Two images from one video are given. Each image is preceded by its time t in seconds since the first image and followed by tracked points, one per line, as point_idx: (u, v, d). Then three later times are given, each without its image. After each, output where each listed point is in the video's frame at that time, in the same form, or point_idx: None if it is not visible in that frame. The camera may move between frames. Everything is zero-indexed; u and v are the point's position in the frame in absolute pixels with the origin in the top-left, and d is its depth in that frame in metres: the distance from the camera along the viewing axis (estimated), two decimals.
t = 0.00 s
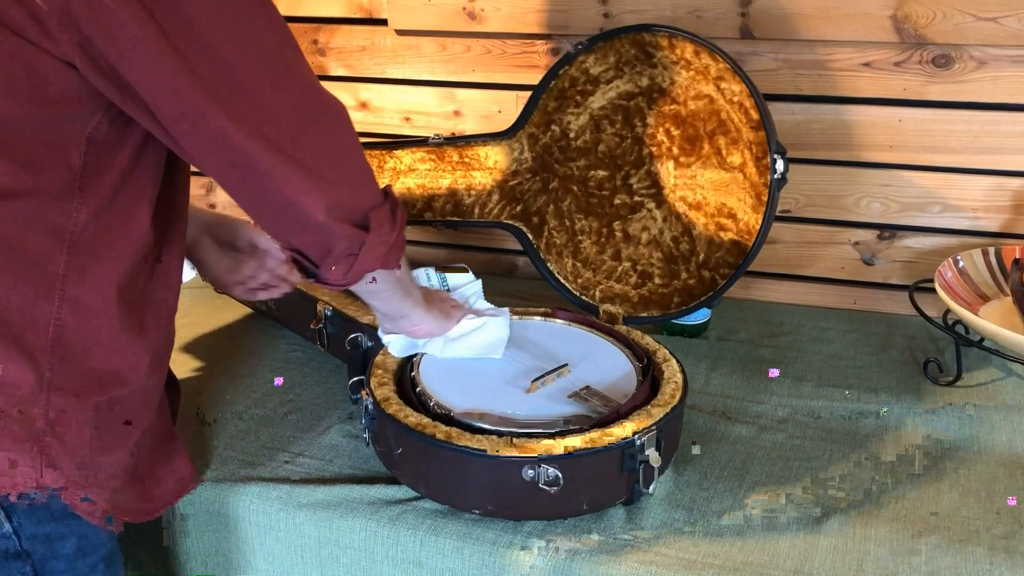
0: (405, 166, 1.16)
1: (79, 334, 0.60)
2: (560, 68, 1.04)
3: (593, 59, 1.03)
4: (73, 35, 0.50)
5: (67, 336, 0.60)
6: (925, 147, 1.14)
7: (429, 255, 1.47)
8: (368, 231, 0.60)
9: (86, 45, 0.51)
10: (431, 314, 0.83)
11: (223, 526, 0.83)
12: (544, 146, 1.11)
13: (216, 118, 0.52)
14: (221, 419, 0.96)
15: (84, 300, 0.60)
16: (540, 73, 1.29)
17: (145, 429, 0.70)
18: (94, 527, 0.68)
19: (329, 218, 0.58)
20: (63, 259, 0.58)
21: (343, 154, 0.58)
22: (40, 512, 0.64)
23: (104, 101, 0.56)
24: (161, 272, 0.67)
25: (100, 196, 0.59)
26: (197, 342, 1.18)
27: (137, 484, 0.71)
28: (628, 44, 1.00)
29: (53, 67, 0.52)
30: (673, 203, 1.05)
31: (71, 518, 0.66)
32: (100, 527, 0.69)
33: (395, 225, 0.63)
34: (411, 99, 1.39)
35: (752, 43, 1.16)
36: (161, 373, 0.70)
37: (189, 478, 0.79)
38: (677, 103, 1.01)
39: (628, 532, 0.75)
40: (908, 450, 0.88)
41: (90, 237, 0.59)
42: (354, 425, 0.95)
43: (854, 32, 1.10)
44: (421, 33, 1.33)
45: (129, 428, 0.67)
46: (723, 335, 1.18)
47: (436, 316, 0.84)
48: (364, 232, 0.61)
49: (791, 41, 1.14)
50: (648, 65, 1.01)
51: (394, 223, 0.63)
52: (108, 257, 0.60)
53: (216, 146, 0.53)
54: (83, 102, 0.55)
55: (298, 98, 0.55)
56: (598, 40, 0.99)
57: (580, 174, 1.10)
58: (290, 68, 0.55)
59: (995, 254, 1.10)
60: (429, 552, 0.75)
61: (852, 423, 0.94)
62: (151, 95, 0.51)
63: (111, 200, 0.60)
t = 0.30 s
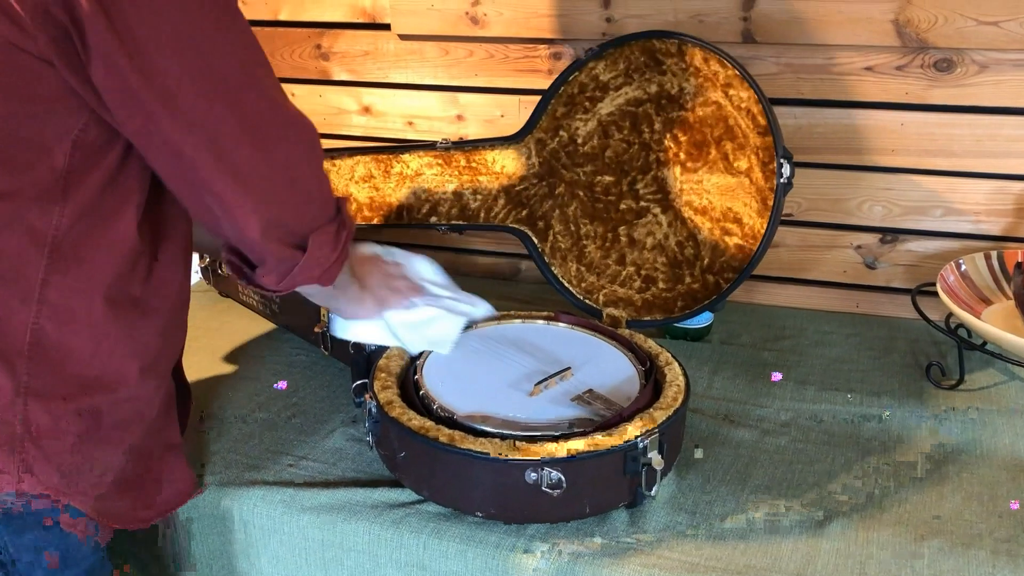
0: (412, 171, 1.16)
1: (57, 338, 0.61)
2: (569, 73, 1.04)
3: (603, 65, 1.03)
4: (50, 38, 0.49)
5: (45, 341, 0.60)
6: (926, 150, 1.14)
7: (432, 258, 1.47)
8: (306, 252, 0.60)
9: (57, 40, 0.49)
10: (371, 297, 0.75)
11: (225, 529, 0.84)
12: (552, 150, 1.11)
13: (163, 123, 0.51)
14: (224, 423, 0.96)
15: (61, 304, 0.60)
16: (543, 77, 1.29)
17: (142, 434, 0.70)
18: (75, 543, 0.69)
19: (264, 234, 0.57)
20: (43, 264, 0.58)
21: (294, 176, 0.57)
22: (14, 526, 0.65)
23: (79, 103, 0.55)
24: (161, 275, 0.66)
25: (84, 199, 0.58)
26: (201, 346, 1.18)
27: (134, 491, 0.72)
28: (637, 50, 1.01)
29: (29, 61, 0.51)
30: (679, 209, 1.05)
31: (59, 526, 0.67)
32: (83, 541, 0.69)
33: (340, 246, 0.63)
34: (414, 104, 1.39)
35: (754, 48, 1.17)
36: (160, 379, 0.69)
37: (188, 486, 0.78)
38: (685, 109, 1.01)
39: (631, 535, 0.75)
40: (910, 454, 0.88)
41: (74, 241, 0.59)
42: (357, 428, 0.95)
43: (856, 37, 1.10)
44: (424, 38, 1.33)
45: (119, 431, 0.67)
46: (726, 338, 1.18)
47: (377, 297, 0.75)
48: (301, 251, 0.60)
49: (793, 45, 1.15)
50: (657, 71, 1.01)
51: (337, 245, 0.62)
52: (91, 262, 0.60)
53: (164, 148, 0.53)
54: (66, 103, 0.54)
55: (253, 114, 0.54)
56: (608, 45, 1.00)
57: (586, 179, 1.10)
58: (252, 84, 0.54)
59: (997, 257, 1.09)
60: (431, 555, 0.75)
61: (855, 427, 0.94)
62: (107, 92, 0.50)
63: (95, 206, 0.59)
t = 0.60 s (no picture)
0: (415, 176, 1.17)
1: (75, 347, 0.61)
2: (570, 78, 1.06)
3: (603, 70, 1.04)
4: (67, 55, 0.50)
5: (62, 349, 0.60)
6: (931, 156, 1.14)
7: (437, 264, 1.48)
8: (352, 243, 0.61)
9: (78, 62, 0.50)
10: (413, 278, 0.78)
11: (233, 536, 0.84)
12: (554, 155, 1.11)
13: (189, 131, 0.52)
14: (232, 430, 0.97)
15: (80, 314, 0.60)
16: (548, 83, 1.30)
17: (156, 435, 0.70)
18: (99, 532, 0.69)
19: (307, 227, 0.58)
20: (60, 276, 0.58)
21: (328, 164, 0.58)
22: (46, 517, 0.65)
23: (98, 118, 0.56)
24: (176, 279, 0.66)
25: (101, 209, 0.58)
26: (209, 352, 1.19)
27: (148, 494, 0.73)
28: (637, 55, 1.02)
29: (44, 83, 0.52)
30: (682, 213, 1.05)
31: (78, 526, 0.67)
32: (105, 532, 0.70)
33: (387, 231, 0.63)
34: (419, 110, 1.40)
35: (758, 53, 1.17)
36: (171, 379, 0.70)
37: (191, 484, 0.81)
38: (686, 113, 1.01)
39: (635, 543, 0.75)
40: (915, 461, 0.88)
41: (91, 251, 0.59)
42: (364, 435, 0.96)
43: (860, 42, 1.11)
44: (429, 44, 1.34)
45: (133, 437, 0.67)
46: (730, 344, 1.18)
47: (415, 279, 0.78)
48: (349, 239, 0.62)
49: (797, 51, 1.15)
50: (657, 76, 1.02)
51: (385, 231, 0.63)
52: (108, 270, 0.60)
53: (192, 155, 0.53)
54: (81, 121, 0.55)
55: (266, 116, 0.53)
56: (608, 49, 1.01)
57: (588, 184, 1.11)
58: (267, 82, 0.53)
59: (1002, 262, 1.10)
60: (436, 563, 0.76)
61: (859, 435, 0.94)
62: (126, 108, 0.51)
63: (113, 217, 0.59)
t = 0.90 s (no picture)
0: (419, 180, 1.18)
1: (95, 355, 0.63)
2: (574, 83, 1.05)
3: (607, 75, 1.04)
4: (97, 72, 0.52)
5: (84, 358, 0.62)
6: (934, 160, 1.14)
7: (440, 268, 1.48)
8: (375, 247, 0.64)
9: (106, 78, 0.53)
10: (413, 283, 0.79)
11: (237, 539, 0.84)
12: (558, 160, 1.12)
13: (220, 142, 0.54)
14: (235, 433, 0.98)
15: (102, 322, 0.62)
16: (551, 87, 1.30)
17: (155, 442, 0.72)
18: (107, 535, 0.69)
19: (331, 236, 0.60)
20: (83, 284, 0.60)
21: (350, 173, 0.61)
22: (56, 519, 0.64)
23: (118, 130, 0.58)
24: (184, 284, 0.69)
25: (120, 217, 0.62)
26: (213, 355, 1.20)
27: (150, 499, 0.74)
28: (641, 60, 1.01)
29: (69, 96, 0.54)
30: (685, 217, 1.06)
31: (88, 529, 0.67)
32: (113, 534, 0.70)
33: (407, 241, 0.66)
34: (422, 114, 1.40)
35: (762, 58, 1.17)
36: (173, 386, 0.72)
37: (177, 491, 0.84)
38: (690, 118, 1.01)
39: (639, 546, 0.76)
40: (918, 465, 0.88)
41: (109, 258, 0.62)
42: (366, 439, 0.96)
43: (863, 47, 1.11)
44: (432, 49, 1.35)
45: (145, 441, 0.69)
46: (733, 347, 1.18)
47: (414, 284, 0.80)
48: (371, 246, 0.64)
49: (800, 55, 1.15)
50: (661, 81, 1.02)
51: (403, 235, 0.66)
52: (126, 277, 0.63)
53: (221, 167, 0.55)
54: (104, 132, 0.57)
55: (295, 125, 0.57)
56: (612, 55, 1.01)
57: (591, 188, 1.11)
58: (294, 96, 0.57)
59: (1005, 266, 1.09)
60: (439, 566, 0.76)
61: (862, 438, 0.94)
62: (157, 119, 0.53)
63: (128, 223, 0.63)
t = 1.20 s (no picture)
0: (422, 183, 1.18)
1: (83, 359, 0.63)
2: (577, 86, 1.06)
3: (610, 77, 1.04)
4: (77, 68, 0.52)
5: (73, 363, 0.62)
6: (936, 163, 1.14)
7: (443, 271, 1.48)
8: (383, 243, 0.64)
9: (85, 73, 0.53)
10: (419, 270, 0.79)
11: (240, 542, 0.84)
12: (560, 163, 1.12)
13: (219, 143, 0.54)
14: (238, 435, 0.98)
15: (92, 326, 0.62)
16: (553, 90, 1.31)
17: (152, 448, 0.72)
18: (105, 545, 0.69)
19: (336, 231, 0.61)
20: (72, 288, 0.61)
21: (353, 167, 0.61)
22: (50, 530, 0.65)
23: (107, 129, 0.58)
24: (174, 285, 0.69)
25: (110, 221, 0.61)
26: (215, 357, 1.20)
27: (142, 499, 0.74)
28: (644, 62, 1.02)
29: (52, 95, 0.54)
30: (688, 219, 1.06)
31: (84, 540, 0.68)
32: (111, 544, 0.70)
33: (415, 232, 0.67)
34: (425, 117, 1.41)
35: (764, 61, 1.17)
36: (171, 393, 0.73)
37: (177, 497, 0.83)
38: (692, 120, 1.02)
39: (641, 548, 0.76)
40: (920, 468, 0.88)
41: (97, 262, 0.61)
42: (369, 441, 0.96)
43: (865, 50, 1.11)
44: (435, 52, 1.35)
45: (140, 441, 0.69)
46: (735, 350, 1.19)
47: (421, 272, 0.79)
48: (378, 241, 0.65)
49: (802, 58, 1.15)
50: (664, 84, 1.02)
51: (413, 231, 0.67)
52: (116, 281, 0.63)
53: (221, 168, 0.55)
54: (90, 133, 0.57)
55: (298, 123, 0.57)
56: (615, 58, 1.01)
57: (595, 191, 1.12)
58: (292, 93, 0.57)
59: (1008, 269, 1.09)
60: (441, 568, 0.76)
61: (865, 441, 0.94)
62: (153, 122, 0.53)
63: (118, 226, 0.62)
